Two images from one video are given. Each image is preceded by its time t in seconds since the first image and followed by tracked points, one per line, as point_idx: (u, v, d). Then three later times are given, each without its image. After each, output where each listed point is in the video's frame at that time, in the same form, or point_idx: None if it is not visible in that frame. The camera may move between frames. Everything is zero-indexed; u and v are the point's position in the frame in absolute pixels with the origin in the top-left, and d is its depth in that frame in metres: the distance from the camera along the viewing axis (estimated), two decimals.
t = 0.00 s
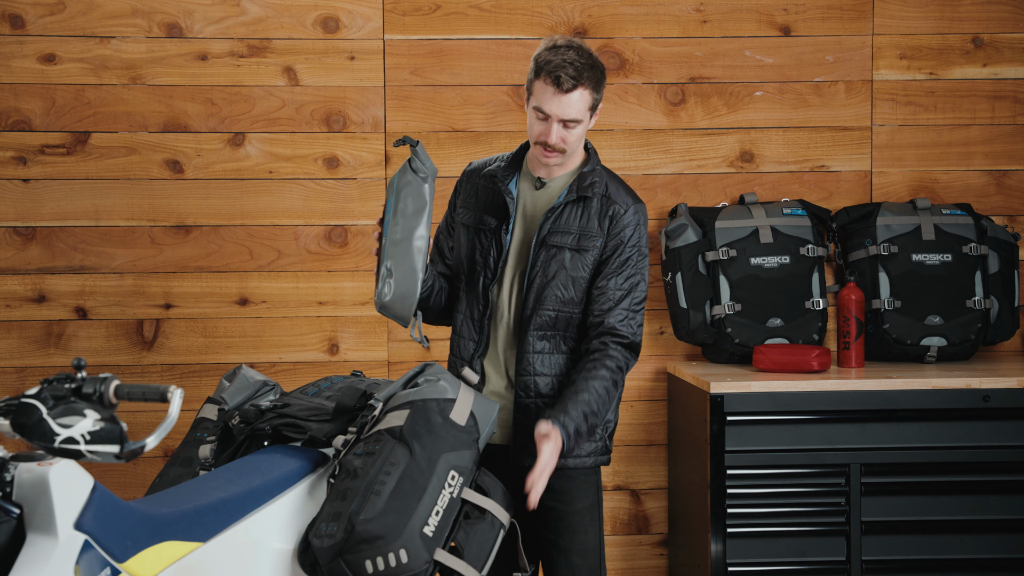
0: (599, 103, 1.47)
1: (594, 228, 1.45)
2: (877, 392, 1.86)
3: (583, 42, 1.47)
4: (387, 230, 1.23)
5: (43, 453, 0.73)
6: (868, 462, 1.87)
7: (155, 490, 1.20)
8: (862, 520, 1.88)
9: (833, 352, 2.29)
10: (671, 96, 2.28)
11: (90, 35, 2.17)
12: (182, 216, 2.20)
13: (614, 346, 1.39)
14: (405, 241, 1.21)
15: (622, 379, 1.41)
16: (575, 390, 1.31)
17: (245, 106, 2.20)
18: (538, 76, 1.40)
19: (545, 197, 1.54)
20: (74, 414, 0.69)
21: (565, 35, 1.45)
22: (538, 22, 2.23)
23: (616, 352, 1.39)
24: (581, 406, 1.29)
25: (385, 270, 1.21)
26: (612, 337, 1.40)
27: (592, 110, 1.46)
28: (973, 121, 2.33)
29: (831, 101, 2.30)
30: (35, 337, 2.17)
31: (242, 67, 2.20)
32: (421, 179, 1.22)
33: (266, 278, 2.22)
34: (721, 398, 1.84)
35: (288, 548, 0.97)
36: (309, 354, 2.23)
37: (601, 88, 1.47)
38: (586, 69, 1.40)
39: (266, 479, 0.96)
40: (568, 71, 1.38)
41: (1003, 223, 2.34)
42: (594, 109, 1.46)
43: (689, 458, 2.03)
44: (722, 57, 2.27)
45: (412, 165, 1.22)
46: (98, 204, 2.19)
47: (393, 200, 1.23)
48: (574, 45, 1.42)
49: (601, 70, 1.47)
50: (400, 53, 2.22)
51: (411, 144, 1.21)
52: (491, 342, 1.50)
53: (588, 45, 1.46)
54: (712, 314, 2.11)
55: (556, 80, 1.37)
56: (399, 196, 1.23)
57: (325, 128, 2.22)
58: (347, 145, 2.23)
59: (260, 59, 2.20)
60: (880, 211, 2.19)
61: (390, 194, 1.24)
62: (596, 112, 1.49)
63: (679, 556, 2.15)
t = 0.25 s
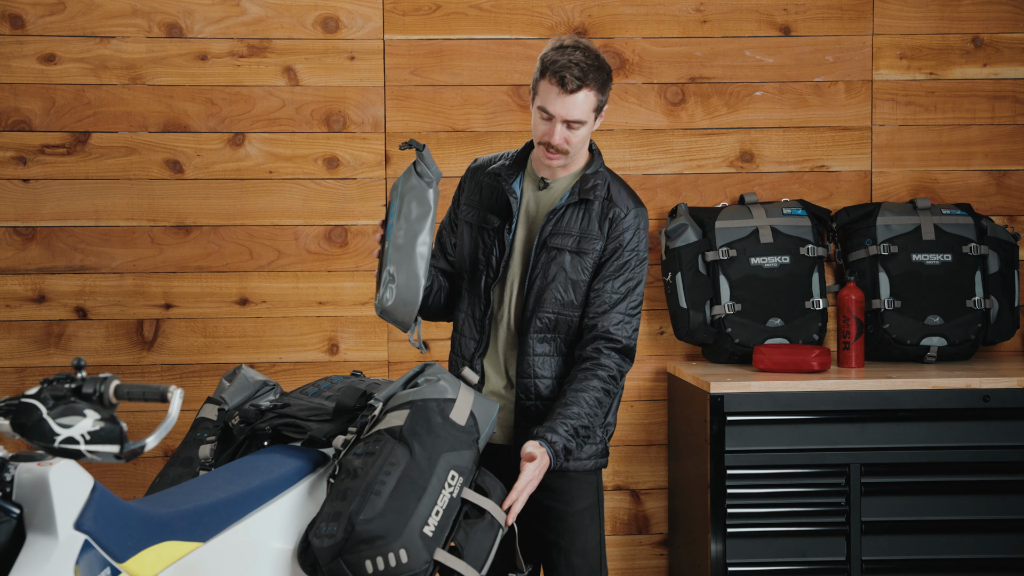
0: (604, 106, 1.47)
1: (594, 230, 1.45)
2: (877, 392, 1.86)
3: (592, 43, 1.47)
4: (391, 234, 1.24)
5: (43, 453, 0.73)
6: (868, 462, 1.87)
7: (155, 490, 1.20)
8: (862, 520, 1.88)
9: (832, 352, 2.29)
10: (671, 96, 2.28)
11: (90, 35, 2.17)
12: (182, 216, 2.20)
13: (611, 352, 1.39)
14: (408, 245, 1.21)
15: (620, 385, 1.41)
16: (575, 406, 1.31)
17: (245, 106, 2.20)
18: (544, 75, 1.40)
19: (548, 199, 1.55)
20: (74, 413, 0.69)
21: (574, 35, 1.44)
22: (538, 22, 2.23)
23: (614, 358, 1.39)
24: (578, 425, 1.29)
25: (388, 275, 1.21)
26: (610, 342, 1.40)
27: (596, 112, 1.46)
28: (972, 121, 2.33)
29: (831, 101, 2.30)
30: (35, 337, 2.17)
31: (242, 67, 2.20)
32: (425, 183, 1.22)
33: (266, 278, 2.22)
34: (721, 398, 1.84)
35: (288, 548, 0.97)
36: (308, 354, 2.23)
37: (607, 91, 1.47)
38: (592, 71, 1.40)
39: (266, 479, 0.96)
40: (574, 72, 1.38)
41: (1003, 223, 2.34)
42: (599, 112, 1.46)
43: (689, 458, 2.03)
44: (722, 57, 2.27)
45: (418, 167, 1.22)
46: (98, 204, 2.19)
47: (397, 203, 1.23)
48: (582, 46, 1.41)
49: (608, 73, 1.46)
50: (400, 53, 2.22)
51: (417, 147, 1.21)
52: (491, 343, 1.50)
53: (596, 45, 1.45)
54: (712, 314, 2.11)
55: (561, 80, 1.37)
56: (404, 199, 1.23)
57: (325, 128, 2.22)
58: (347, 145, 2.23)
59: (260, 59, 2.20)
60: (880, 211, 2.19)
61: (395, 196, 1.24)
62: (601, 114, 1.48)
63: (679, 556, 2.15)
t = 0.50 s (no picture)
0: (597, 102, 1.46)
1: (595, 228, 1.45)
2: (877, 392, 1.86)
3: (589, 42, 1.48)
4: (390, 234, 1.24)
5: (43, 453, 0.73)
6: (868, 462, 1.87)
7: (155, 491, 1.20)
8: (862, 520, 1.88)
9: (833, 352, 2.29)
10: (671, 96, 2.28)
11: (90, 35, 2.17)
12: (182, 216, 2.20)
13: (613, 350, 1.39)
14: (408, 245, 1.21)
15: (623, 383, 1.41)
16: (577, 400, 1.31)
17: (245, 106, 2.20)
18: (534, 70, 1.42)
19: (548, 198, 1.55)
20: (74, 414, 0.69)
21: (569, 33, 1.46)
22: (538, 22, 2.23)
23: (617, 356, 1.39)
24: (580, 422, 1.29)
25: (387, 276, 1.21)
26: (612, 341, 1.40)
27: (589, 108, 1.45)
28: (972, 121, 2.33)
29: (831, 101, 2.30)
30: (35, 337, 2.17)
31: (242, 67, 2.20)
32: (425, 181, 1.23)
33: (266, 278, 2.22)
34: (721, 398, 1.84)
35: (288, 548, 0.97)
36: (308, 354, 2.23)
37: (600, 88, 1.47)
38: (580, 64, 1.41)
39: (266, 479, 0.96)
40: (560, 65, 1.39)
41: (1003, 223, 2.34)
42: (591, 108, 1.46)
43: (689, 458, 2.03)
44: (722, 57, 2.27)
45: (416, 167, 1.23)
46: (98, 204, 2.19)
47: (396, 203, 1.23)
48: (573, 42, 1.43)
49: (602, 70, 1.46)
50: (400, 53, 2.22)
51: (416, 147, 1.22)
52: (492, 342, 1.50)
53: (594, 46, 1.47)
54: (712, 314, 2.11)
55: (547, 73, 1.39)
56: (403, 199, 1.23)
57: (325, 128, 2.22)
58: (347, 145, 2.23)
59: (260, 59, 2.20)
60: (880, 211, 2.19)
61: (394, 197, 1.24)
62: (594, 111, 1.48)
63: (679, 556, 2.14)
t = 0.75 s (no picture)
0: (590, 98, 1.48)
1: (594, 225, 1.45)
2: (877, 392, 1.86)
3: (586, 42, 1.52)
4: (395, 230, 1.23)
5: (43, 453, 0.73)
6: (868, 462, 1.87)
7: (155, 490, 1.20)
8: (862, 520, 1.88)
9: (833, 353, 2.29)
10: (671, 96, 2.28)
11: (90, 35, 2.17)
12: (182, 216, 2.20)
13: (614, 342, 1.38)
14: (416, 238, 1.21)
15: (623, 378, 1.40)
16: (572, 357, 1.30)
17: (245, 106, 2.20)
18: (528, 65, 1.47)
19: (545, 196, 1.55)
20: (74, 413, 0.69)
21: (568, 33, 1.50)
22: (538, 22, 2.23)
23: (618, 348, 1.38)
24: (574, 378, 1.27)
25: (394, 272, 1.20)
26: (614, 337, 1.39)
27: (582, 103, 1.47)
28: (972, 121, 2.33)
29: (831, 101, 2.30)
30: (35, 337, 2.17)
31: (242, 67, 2.20)
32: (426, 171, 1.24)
33: (266, 278, 2.22)
34: (721, 398, 1.84)
35: (288, 548, 0.97)
36: (308, 354, 2.23)
37: (594, 85, 1.49)
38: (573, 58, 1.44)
39: (266, 479, 0.96)
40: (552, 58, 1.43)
41: (1002, 223, 2.34)
42: (584, 102, 1.48)
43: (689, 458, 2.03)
44: (722, 57, 2.27)
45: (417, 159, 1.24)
46: (98, 204, 2.19)
47: (401, 198, 1.24)
48: (568, 39, 1.47)
49: (597, 68, 1.49)
50: (400, 53, 2.22)
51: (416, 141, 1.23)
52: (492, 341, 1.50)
53: (593, 47, 1.51)
54: (712, 314, 2.11)
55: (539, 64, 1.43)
56: (408, 192, 1.23)
57: (325, 128, 2.22)
58: (347, 145, 2.23)
59: (260, 59, 2.20)
60: (879, 211, 2.19)
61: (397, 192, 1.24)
62: (588, 107, 1.50)
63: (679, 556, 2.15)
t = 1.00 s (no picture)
0: (591, 95, 1.49)
1: (591, 220, 1.44)
2: (877, 392, 1.86)
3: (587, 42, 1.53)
4: (414, 226, 1.19)
5: (43, 453, 0.73)
6: (868, 462, 1.87)
7: (155, 490, 1.20)
8: (861, 520, 1.88)
9: (833, 352, 2.29)
10: (671, 96, 2.28)
11: (90, 35, 2.17)
12: (182, 216, 2.20)
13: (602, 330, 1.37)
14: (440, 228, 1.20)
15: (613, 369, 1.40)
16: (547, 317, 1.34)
17: (245, 106, 2.20)
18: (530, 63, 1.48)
19: (544, 195, 1.56)
20: (74, 413, 0.69)
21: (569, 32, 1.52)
22: (538, 22, 2.23)
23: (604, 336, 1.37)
24: (543, 332, 1.31)
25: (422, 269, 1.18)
26: (605, 329, 1.39)
27: (582, 101, 1.48)
28: (972, 121, 2.33)
29: (831, 101, 2.30)
30: (35, 337, 2.17)
31: (242, 67, 2.20)
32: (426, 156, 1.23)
33: (266, 278, 2.22)
34: (721, 398, 1.84)
35: (288, 548, 0.97)
36: (308, 354, 2.23)
37: (595, 83, 1.50)
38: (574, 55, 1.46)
39: (266, 479, 0.96)
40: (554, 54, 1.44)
41: (1002, 223, 2.34)
42: (585, 100, 1.48)
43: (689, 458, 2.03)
44: (722, 57, 2.27)
45: (418, 149, 1.21)
46: (98, 204, 2.19)
47: (415, 191, 1.19)
48: (569, 37, 1.48)
49: (598, 66, 1.50)
50: (400, 53, 2.22)
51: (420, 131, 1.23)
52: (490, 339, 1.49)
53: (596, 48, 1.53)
54: (712, 314, 2.11)
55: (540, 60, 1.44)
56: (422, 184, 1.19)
57: (325, 128, 2.22)
58: (347, 145, 2.23)
59: (260, 59, 2.20)
60: (879, 211, 2.19)
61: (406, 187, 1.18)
62: (589, 105, 1.50)
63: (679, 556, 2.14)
